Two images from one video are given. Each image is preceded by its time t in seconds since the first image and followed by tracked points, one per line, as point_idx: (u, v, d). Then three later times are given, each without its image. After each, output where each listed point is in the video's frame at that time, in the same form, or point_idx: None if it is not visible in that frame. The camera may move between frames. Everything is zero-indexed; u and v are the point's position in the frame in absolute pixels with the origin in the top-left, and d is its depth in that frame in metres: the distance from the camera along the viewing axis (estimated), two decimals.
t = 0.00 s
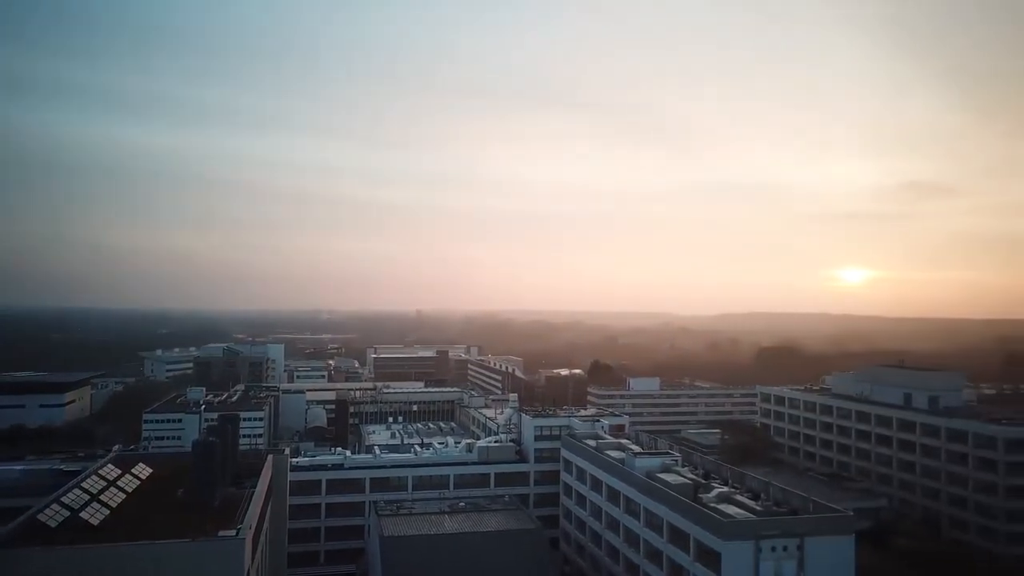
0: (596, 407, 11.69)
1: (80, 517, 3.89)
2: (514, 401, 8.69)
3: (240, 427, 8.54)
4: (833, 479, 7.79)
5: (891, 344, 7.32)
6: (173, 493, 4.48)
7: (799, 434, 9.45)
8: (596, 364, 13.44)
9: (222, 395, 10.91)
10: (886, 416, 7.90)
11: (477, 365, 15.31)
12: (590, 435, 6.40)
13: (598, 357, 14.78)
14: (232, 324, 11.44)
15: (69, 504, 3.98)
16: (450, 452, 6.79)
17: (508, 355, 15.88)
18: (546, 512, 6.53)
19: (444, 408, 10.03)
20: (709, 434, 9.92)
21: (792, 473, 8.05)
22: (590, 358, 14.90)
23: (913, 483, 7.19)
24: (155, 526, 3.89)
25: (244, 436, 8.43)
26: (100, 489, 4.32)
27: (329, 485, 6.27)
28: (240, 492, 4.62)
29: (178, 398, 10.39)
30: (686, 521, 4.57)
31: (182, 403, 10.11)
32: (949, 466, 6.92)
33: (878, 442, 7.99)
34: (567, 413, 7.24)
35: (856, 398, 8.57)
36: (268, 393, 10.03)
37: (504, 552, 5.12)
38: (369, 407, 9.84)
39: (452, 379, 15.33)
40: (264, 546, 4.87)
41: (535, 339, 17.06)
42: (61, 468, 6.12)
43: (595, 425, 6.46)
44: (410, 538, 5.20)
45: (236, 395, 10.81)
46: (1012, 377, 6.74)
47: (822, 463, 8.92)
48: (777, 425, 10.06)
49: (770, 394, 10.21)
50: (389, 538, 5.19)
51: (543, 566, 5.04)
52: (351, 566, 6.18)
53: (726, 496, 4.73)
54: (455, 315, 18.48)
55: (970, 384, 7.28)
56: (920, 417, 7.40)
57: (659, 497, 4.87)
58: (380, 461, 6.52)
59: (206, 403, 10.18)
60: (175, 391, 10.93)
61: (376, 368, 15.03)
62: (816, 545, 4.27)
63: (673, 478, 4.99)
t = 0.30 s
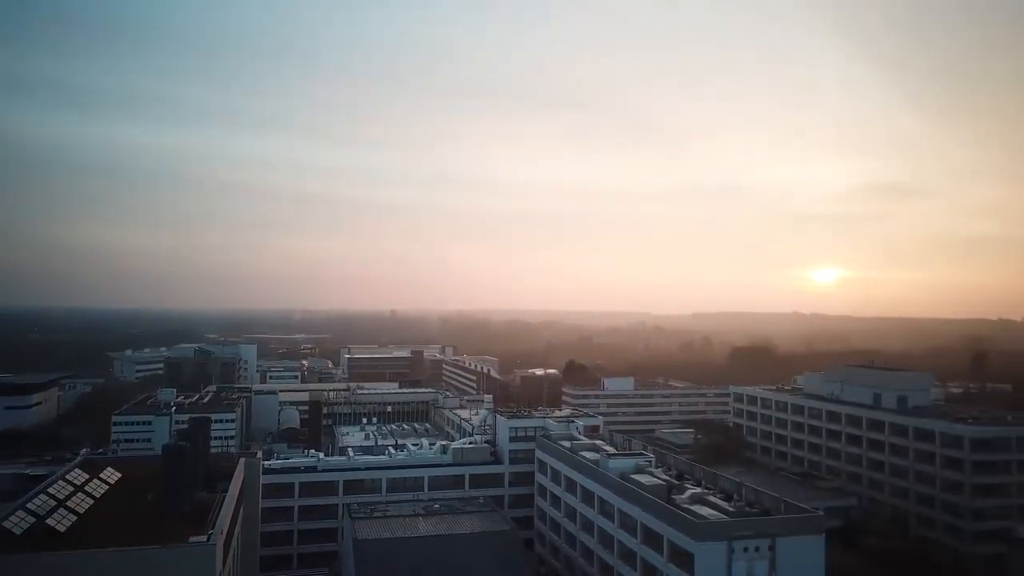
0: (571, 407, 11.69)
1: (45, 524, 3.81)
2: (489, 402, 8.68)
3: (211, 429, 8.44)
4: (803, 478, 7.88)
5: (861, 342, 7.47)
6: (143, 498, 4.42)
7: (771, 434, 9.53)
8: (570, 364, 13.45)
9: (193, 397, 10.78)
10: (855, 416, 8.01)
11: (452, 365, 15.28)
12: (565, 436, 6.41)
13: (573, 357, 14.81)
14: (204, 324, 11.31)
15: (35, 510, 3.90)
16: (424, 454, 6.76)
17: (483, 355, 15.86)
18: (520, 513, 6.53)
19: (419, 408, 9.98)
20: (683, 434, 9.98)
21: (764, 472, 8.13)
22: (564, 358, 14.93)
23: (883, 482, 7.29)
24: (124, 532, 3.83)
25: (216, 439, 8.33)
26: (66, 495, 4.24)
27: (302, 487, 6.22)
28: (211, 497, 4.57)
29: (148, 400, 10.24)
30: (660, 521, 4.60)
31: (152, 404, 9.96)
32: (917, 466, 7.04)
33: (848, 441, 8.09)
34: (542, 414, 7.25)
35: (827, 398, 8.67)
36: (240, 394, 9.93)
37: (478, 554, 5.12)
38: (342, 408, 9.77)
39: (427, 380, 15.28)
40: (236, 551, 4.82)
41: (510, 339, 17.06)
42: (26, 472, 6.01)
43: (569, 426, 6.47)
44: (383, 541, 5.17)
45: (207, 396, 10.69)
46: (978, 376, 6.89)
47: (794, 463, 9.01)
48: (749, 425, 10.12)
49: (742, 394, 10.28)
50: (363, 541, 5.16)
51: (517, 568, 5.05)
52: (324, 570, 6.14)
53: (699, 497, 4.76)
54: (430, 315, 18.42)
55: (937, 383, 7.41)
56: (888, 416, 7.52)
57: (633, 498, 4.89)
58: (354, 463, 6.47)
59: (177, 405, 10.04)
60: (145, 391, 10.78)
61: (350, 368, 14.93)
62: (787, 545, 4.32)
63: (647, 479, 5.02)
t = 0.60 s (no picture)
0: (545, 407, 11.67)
1: (10, 531, 3.72)
2: (464, 403, 8.66)
3: (181, 432, 8.33)
4: (774, 477, 7.99)
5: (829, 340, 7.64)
6: (111, 504, 4.33)
7: (742, 434, 9.61)
8: (544, 363, 13.45)
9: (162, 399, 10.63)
10: (825, 416, 8.11)
11: (426, 365, 15.24)
12: (539, 437, 6.42)
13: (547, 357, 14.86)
14: (174, 324, 11.15)
15: None
16: (398, 456, 6.72)
17: (457, 355, 15.83)
18: (494, 514, 6.53)
19: (393, 409, 9.93)
20: (656, 433, 10.02)
21: (735, 471, 8.22)
22: (539, 358, 14.96)
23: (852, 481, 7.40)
24: (91, 539, 3.76)
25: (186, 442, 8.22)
26: (32, 501, 4.16)
27: (274, 490, 6.16)
28: (181, 502, 4.51)
29: (116, 402, 10.09)
30: (633, 522, 4.62)
31: (120, 406, 9.80)
32: (885, 464, 7.19)
33: (818, 440, 8.19)
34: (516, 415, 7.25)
35: (798, 398, 8.76)
36: (211, 395, 9.81)
37: (452, 556, 5.10)
38: (315, 409, 9.69)
39: (400, 380, 15.22)
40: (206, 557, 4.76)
41: (484, 339, 17.05)
42: None
43: (543, 427, 6.48)
44: (356, 544, 5.14)
45: (177, 398, 10.55)
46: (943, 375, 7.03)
47: (765, 462, 9.11)
48: (721, 424, 10.17)
49: (714, 394, 10.33)
50: (335, 544, 5.12)
51: (491, 570, 5.04)
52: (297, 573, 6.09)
53: (672, 498, 4.79)
54: (404, 314, 18.34)
55: (905, 383, 7.54)
56: (856, 415, 7.64)
57: (607, 499, 4.91)
58: (327, 465, 6.42)
59: (146, 406, 9.89)
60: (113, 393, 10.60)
61: (323, 369, 14.82)
62: (758, 545, 4.36)
63: (620, 480, 5.04)
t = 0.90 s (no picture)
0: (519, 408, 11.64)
1: None
2: (437, 404, 8.62)
3: (150, 434, 8.21)
4: (745, 476, 8.06)
5: (798, 339, 7.81)
6: (76, 510, 4.25)
7: (715, 433, 9.67)
8: (519, 363, 13.42)
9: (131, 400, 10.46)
10: (795, 415, 8.15)
11: (399, 366, 15.16)
12: (513, 438, 6.41)
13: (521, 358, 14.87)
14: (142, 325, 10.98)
15: None
16: (371, 458, 6.68)
17: (430, 355, 15.76)
18: (468, 516, 6.52)
19: (366, 411, 9.86)
20: (630, 433, 10.04)
21: (707, 471, 8.27)
22: (513, 359, 14.96)
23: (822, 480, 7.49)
24: (58, 547, 3.69)
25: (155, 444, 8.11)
26: None
27: (245, 493, 6.10)
28: (150, 507, 4.45)
29: (83, 403, 9.92)
30: (606, 524, 4.64)
31: (87, 408, 9.64)
32: (854, 462, 7.27)
33: (788, 439, 8.26)
34: (489, 416, 7.23)
35: (769, 399, 8.84)
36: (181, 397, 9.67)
37: (425, 559, 5.09)
38: (287, 410, 9.59)
39: (374, 381, 15.13)
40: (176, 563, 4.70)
41: (457, 339, 16.99)
42: None
43: (517, 428, 6.48)
44: (329, 547, 5.10)
45: (146, 399, 10.39)
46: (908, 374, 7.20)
47: (737, 462, 9.18)
48: (693, 424, 10.22)
49: (687, 394, 10.37)
50: (308, 548, 5.08)
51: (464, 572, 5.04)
52: None
53: (645, 499, 4.82)
54: (377, 313, 18.22)
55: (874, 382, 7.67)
56: (827, 415, 7.68)
57: (580, 500, 4.92)
58: (299, 468, 6.36)
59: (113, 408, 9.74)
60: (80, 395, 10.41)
61: (295, 369, 14.68)
62: (730, 545, 4.40)
63: (593, 481, 5.06)
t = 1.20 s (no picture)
0: (492, 408, 11.62)
1: None
2: (410, 405, 8.58)
3: (118, 437, 8.07)
4: (717, 475, 8.14)
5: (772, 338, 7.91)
6: (42, 511, 4.19)
7: (687, 433, 9.72)
8: (494, 363, 13.37)
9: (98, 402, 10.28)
10: (766, 415, 8.22)
11: (372, 366, 15.09)
12: (486, 440, 6.40)
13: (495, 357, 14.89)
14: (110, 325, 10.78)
15: None
16: (344, 460, 6.63)
17: (403, 355, 15.69)
18: (441, 518, 6.50)
19: (338, 412, 9.79)
20: (603, 433, 10.06)
21: (679, 470, 8.31)
22: (487, 358, 14.96)
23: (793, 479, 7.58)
24: (23, 554, 3.62)
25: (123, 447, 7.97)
26: None
27: (215, 497, 6.02)
28: (118, 513, 4.37)
29: (49, 405, 9.71)
30: (579, 526, 4.65)
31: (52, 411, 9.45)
32: (823, 462, 7.35)
33: (759, 438, 8.33)
34: (463, 417, 7.22)
35: (740, 399, 8.92)
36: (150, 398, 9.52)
37: (399, 562, 5.07)
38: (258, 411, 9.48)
39: (346, 381, 15.03)
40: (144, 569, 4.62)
41: (431, 338, 16.93)
42: None
43: (490, 429, 6.46)
44: (300, 550, 5.06)
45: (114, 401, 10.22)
46: (876, 373, 7.33)
47: (709, 461, 9.24)
48: (666, 423, 10.27)
49: (659, 394, 10.41)
50: (279, 552, 5.03)
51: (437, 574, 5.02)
52: None
53: (619, 500, 4.84)
54: (349, 312, 18.08)
55: (843, 381, 7.76)
56: (797, 415, 7.75)
57: (554, 502, 4.93)
58: (270, 471, 6.31)
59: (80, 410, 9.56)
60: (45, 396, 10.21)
61: (266, 369, 14.53)
62: (701, 545, 4.44)
63: (567, 482, 5.07)
